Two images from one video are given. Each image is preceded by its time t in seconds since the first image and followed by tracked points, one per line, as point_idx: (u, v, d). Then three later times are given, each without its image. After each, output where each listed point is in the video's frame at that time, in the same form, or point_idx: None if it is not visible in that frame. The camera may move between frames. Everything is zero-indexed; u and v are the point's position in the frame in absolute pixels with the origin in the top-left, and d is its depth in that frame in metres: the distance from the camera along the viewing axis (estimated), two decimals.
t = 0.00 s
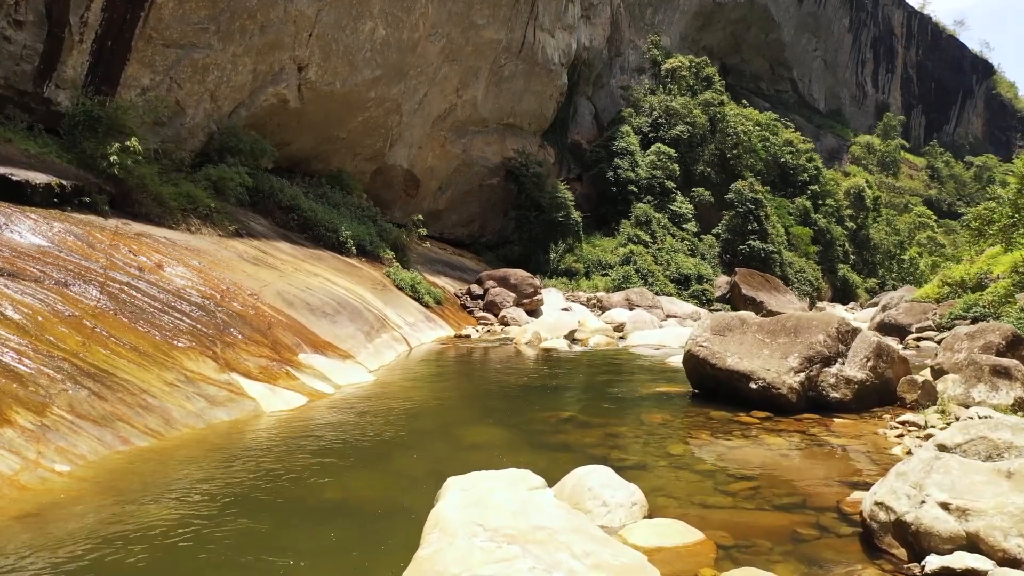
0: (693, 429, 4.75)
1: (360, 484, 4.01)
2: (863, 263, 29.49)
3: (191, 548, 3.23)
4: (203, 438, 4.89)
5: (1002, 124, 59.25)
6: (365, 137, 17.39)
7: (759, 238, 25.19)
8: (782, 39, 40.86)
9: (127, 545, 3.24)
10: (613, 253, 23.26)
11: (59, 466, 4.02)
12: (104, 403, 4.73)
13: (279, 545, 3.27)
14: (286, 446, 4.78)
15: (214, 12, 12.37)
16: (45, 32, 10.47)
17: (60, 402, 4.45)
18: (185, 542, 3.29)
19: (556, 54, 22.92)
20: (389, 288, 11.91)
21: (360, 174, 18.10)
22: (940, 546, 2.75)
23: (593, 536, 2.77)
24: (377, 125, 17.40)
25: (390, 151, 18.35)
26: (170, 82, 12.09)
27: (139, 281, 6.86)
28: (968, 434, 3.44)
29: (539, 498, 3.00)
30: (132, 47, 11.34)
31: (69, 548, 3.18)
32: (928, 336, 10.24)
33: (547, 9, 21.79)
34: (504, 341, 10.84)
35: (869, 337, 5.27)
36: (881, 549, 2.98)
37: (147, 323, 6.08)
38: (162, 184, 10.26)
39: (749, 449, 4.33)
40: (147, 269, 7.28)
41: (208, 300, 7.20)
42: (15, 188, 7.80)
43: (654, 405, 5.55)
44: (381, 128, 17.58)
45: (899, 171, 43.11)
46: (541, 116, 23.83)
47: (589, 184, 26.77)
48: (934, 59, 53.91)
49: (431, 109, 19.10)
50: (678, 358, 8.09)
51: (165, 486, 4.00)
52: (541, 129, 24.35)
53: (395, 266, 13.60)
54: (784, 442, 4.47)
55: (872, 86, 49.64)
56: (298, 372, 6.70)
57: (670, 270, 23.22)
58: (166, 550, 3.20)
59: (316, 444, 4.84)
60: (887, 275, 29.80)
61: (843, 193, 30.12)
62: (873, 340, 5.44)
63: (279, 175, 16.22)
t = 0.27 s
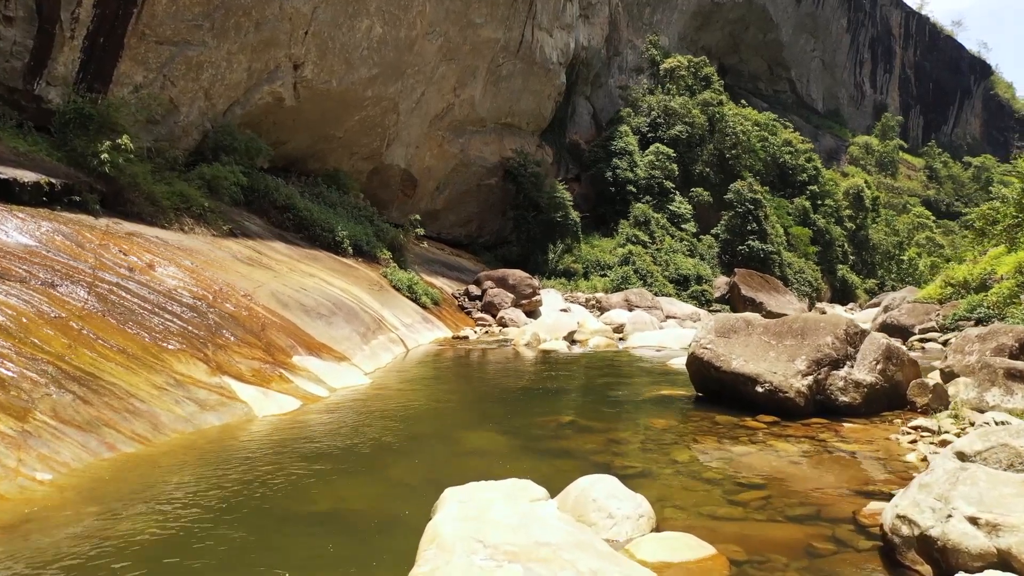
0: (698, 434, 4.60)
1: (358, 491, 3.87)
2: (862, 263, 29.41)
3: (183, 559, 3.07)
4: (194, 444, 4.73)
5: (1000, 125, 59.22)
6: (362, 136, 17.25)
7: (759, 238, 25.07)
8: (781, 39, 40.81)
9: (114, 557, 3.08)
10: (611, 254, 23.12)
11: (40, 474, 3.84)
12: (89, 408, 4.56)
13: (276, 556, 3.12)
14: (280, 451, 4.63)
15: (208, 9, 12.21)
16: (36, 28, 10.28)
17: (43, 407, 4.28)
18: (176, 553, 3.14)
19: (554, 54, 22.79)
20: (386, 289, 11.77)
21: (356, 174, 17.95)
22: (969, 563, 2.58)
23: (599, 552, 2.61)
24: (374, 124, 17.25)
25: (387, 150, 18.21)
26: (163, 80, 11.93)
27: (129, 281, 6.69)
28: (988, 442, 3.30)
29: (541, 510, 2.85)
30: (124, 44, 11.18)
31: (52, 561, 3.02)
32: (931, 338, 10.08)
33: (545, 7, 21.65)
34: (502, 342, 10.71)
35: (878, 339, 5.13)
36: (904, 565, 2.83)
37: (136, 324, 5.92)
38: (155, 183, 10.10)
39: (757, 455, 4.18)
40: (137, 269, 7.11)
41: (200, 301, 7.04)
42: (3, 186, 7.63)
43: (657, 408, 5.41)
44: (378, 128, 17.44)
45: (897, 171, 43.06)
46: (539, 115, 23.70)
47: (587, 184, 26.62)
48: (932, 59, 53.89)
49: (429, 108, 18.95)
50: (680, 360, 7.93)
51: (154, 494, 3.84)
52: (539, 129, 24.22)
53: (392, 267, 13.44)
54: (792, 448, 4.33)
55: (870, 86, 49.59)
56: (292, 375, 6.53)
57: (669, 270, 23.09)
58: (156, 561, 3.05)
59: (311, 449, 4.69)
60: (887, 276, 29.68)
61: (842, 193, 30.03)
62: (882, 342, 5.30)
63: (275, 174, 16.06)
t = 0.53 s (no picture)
0: (705, 442, 4.44)
1: (357, 503, 3.70)
2: (863, 264, 29.27)
3: None
4: (184, 453, 4.55)
5: (999, 125, 59.15)
6: (360, 136, 17.09)
7: (759, 239, 24.93)
8: (780, 39, 40.73)
9: None
10: (611, 255, 22.97)
11: (20, 485, 3.66)
12: (74, 415, 4.39)
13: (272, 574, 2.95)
14: (274, 460, 4.45)
15: (203, 6, 12.05)
16: (27, 24, 10.04)
17: (26, 414, 4.11)
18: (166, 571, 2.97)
19: (554, 53, 22.64)
20: (383, 290, 11.61)
21: (354, 173, 17.79)
22: None
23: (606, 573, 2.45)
24: (371, 123, 17.10)
25: (385, 150, 18.05)
26: (157, 78, 11.77)
27: (120, 283, 6.52)
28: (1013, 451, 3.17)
29: (544, 527, 2.71)
30: (117, 41, 11.01)
31: None
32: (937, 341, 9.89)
33: (544, 6, 21.50)
34: (502, 344, 10.56)
35: (890, 342, 4.98)
36: None
37: (125, 327, 5.75)
38: (148, 182, 9.95)
39: (768, 464, 4.02)
40: (128, 270, 6.94)
41: (193, 303, 6.88)
42: None
43: (662, 414, 5.25)
44: (376, 127, 17.28)
45: (897, 172, 42.96)
46: (538, 115, 23.55)
47: (586, 185, 26.46)
48: (932, 59, 53.85)
49: (427, 107, 18.79)
50: (682, 363, 7.76)
51: (142, 506, 3.66)
52: (538, 129, 24.08)
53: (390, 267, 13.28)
54: (805, 456, 4.16)
55: (869, 86, 49.51)
56: (286, 379, 6.35)
57: (669, 271, 22.95)
58: None
59: (306, 457, 4.51)
60: (887, 276, 29.52)
61: (842, 193, 29.91)
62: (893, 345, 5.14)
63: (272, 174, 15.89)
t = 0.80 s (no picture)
0: (715, 464, 4.26)
1: (355, 532, 3.53)
2: (866, 267, 29.07)
3: None
4: (175, 476, 4.37)
5: (999, 127, 58.95)
6: (359, 138, 16.93)
7: (761, 242, 24.77)
8: (780, 40, 40.62)
9: None
10: (612, 258, 22.78)
11: None
12: (59, 436, 4.21)
13: None
14: (268, 483, 4.28)
15: (199, 7, 11.88)
16: (18, 26, 9.91)
17: (7, 437, 3.93)
18: None
19: (554, 54, 22.48)
20: (382, 297, 11.45)
21: (353, 176, 17.62)
22: None
23: None
24: (370, 125, 16.93)
25: (384, 152, 17.88)
26: (152, 81, 11.60)
27: (110, 293, 6.35)
28: None
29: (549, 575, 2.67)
30: (111, 43, 10.84)
31: None
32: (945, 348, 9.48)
33: (545, 7, 21.34)
34: (502, 352, 10.41)
35: (905, 358, 4.80)
36: None
37: (116, 341, 5.58)
38: (142, 188, 9.81)
39: (783, 489, 3.84)
40: (120, 280, 6.77)
41: (186, 314, 6.71)
42: None
43: (669, 430, 5.08)
44: (374, 129, 17.11)
45: (898, 173, 42.80)
46: (538, 117, 23.39)
47: (587, 187, 26.29)
48: (933, 60, 53.74)
49: (427, 109, 18.63)
50: (687, 373, 7.47)
51: (129, 537, 3.49)
52: (539, 130, 23.91)
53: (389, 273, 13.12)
54: (820, 479, 3.98)
55: (870, 87, 49.37)
56: (282, 394, 6.17)
57: (670, 274, 22.78)
58: None
59: (302, 479, 4.34)
60: (890, 279, 29.32)
61: (844, 195, 29.74)
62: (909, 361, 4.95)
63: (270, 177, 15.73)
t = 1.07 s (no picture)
0: (727, 498, 4.09)
1: None
2: (867, 270, 28.88)
3: None
4: (163, 511, 4.20)
5: (1000, 128, 58.75)
6: (357, 143, 16.77)
7: (762, 246, 24.61)
8: (780, 41, 40.47)
9: None
10: (612, 262, 22.59)
11: None
12: (42, 470, 4.02)
13: None
14: (260, 518, 4.11)
15: (195, 13, 11.70)
16: (9, 34, 9.60)
17: None
18: None
19: (554, 57, 22.30)
20: (380, 307, 11.29)
21: (351, 182, 17.45)
22: None
23: None
24: (369, 130, 16.76)
25: (383, 157, 17.71)
26: (147, 87, 11.42)
27: (100, 312, 6.17)
28: None
29: None
30: (105, 50, 10.62)
31: None
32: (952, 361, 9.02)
33: (545, 10, 21.16)
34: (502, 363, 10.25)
35: (922, 384, 4.61)
36: None
37: (104, 364, 5.40)
38: (136, 198, 9.67)
39: (799, 528, 3.67)
40: (111, 297, 6.59)
41: (178, 332, 6.54)
42: None
43: (676, 457, 4.90)
44: (373, 134, 16.94)
45: (898, 175, 42.65)
46: (538, 120, 23.21)
47: (587, 190, 26.10)
48: (934, 61, 53.61)
49: (426, 114, 18.45)
50: (690, 390, 7.01)
51: None
52: (538, 134, 23.73)
53: (387, 282, 12.96)
54: (837, 516, 3.81)
55: (871, 88, 49.22)
56: (276, 416, 5.98)
57: (671, 279, 22.61)
58: None
59: (295, 513, 4.17)
60: (892, 282, 29.14)
61: (845, 198, 29.58)
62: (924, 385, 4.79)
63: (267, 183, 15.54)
